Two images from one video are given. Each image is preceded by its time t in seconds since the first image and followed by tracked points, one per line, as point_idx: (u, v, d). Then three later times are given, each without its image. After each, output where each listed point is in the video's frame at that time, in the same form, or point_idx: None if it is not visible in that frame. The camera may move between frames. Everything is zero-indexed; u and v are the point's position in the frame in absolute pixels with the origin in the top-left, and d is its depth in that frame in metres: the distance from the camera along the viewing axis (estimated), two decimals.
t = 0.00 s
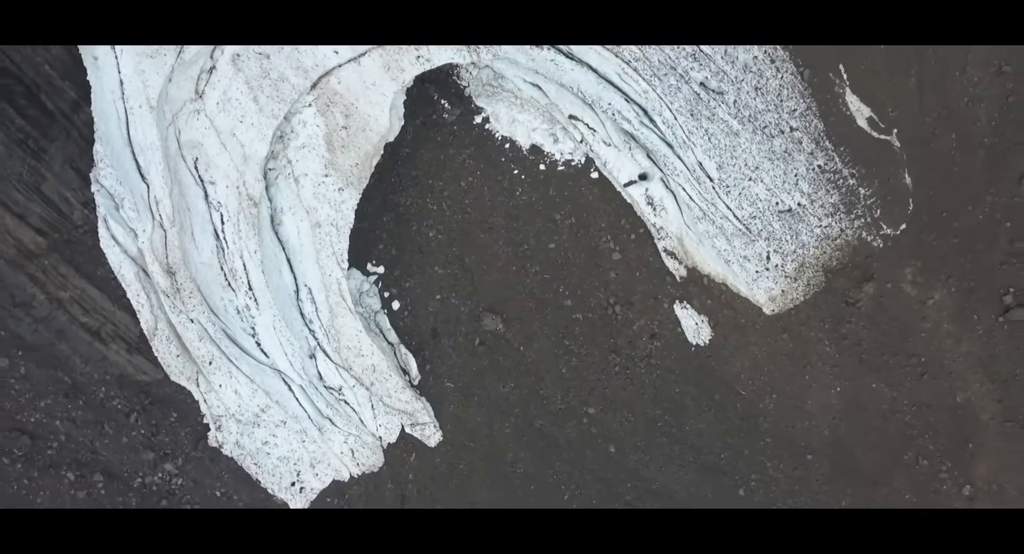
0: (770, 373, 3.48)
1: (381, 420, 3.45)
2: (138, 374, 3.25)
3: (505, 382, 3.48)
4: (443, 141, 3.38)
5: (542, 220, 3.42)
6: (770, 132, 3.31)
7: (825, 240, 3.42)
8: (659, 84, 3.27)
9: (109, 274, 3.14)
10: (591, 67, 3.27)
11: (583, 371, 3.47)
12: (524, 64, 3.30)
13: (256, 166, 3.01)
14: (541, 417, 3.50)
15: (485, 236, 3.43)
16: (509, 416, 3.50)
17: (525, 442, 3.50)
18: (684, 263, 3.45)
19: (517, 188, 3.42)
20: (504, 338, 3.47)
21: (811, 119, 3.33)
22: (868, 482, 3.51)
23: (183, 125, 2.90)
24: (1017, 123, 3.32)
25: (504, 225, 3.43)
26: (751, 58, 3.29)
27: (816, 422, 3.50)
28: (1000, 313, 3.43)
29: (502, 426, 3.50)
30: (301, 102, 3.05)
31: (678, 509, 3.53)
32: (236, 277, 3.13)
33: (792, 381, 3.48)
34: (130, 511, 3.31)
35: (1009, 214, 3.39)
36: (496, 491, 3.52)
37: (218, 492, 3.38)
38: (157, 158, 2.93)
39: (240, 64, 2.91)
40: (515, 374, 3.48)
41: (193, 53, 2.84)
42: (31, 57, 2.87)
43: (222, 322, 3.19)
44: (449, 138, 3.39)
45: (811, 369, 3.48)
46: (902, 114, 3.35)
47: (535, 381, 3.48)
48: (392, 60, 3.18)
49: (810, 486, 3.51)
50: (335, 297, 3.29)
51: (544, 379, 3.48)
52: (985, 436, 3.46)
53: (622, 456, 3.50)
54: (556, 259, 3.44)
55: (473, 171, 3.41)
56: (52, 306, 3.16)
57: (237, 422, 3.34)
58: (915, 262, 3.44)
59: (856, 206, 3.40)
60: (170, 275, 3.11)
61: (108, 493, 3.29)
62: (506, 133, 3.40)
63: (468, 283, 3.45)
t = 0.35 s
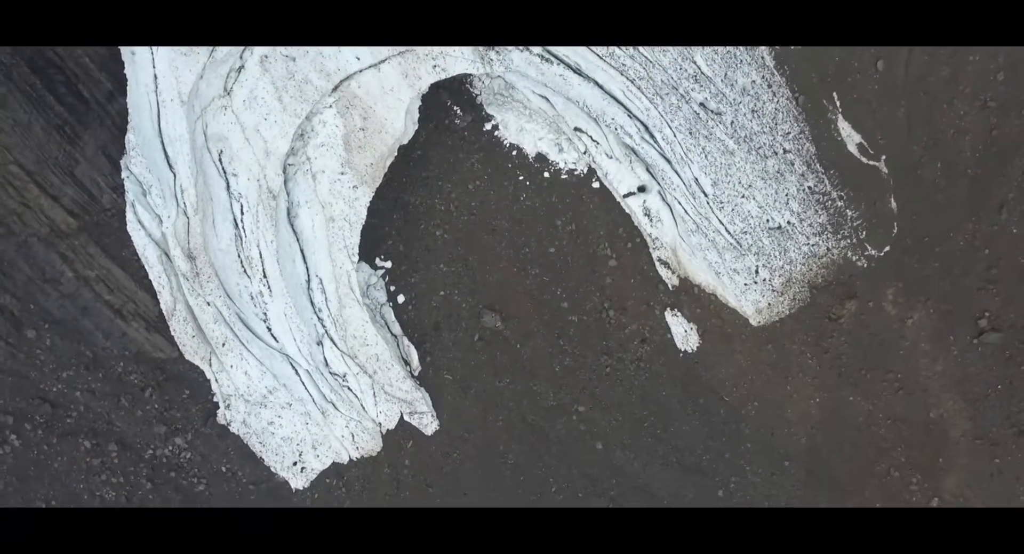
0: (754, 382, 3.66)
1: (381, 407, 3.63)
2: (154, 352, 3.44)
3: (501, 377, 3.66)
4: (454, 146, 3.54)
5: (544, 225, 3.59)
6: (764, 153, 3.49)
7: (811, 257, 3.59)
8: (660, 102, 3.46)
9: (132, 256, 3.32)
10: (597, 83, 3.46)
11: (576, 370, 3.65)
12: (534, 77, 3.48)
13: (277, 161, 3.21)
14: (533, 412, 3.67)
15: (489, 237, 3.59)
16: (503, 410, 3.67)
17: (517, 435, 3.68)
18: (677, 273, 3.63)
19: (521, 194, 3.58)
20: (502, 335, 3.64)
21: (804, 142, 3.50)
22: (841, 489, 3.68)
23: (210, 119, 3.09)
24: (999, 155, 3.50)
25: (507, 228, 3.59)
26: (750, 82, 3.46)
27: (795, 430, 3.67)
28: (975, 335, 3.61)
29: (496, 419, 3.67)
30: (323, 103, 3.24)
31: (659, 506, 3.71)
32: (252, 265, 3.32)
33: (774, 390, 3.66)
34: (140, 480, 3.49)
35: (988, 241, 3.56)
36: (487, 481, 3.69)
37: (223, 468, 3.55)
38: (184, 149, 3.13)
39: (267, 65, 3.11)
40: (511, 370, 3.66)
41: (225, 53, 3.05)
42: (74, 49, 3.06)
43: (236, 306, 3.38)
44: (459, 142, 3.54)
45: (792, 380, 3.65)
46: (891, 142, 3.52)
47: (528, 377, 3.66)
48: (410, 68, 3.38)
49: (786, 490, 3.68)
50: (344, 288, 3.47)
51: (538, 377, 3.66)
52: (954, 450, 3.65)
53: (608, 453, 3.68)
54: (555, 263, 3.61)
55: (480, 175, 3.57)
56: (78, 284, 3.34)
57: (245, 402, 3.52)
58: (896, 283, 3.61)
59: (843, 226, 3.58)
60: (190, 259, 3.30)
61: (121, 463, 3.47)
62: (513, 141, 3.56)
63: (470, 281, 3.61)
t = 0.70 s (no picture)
0: (740, 386, 3.83)
1: (384, 396, 3.81)
2: (172, 334, 3.62)
3: (499, 372, 3.84)
4: (463, 150, 3.72)
5: (547, 229, 3.76)
6: (758, 170, 3.67)
7: (799, 270, 3.77)
8: (661, 118, 3.63)
9: (155, 242, 3.51)
10: (602, 96, 3.63)
11: (571, 368, 3.83)
12: (544, 88, 3.65)
13: (296, 159, 3.41)
14: (528, 406, 3.85)
15: (493, 238, 3.77)
16: (500, 403, 3.85)
17: (512, 428, 3.86)
18: (671, 280, 3.80)
19: (526, 199, 3.76)
20: (502, 332, 3.82)
21: (797, 161, 3.68)
22: (819, 493, 3.86)
23: (235, 117, 3.27)
24: (982, 181, 3.67)
25: (511, 230, 3.77)
26: (747, 102, 3.63)
27: (777, 434, 3.85)
28: (953, 351, 3.78)
29: (492, 412, 3.85)
30: (342, 106, 3.44)
31: (645, 501, 3.89)
32: (268, 256, 3.51)
33: (758, 395, 3.83)
34: (153, 455, 3.68)
35: (968, 262, 3.74)
36: (481, 471, 3.87)
37: (232, 447, 3.73)
38: (209, 144, 3.30)
39: (291, 68, 3.30)
40: (509, 366, 3.83)
41: (252, 55, 3.23)
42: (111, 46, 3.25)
43: (251, 294, 3.56)
44: (469, 147, 3.72)
45: (777, 387, 3.82)
46: (880, 163, 3.70)
47: (525, 373, 3.84)
48: (425, 76, 3.55)
49: (767, 492, 3.86)
50: (354, 281, 3.67)
51: (534, 373, 3.84)
52: (928, 460, 3.83)
53: (598, 449, 3.86)
54: (556, 266, 3.79)
55: (487, 179, 3.75)
56: (103, 267, 3.53)
57: (255, 386, 3.71)
58: (879, 298, 3.79)
59: (831, 242, 3.75)
60: (210, 248, 3.48)
61: (135, 438, 3.65)
62: (520, 148, 3.74)
63: (474, 280, 3.79)
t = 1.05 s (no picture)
0: (725, 396, 4.01)
1: (384, 384, 3.99)
2: (187, 314, 3.80)
3: (496, 368, 4.01)
4: (474, 155, 3.90)
5: (549, 235, 3.94)
6: (754, 190, 3.85)
7: (788, 288, 3.94)
8: (664, 135, 3.82)
9: (176, 225, 3.69)
10: (608, 112, 3.82)
11: (564, 369, 4.00)
12: (553, 101, 3.83)
13: (315, 155, 3.62)
14: (521, 402, 4.03)
15: (497, 241, 3.95)
16: (494, 398, 4.03)
17: (505, 423, 4.03)
18: (664, 290, 3.98)
19: (531, 205, 3.93)
20: (500, 331, 3.99)
21: (791, 184, 3.85)
22: (794, 501, 4.03)
23: (260, 112, 3.50)
24: (967, 213, 3.84)
25: (515, 234, 3.94)
26: (747, 125, 3.81)
27: (757, 444, 4.02)
28: (930, 374, 3.95)
29: (487, 406, 4.03)
30: (361, 108, 3.65)
31: (628, 500, 4.06)
32: (283, 244, 3.71)
33: (742, 405, 4.01)
34: (162, 428, 3.86)
35: (949, 290, 3.91)
36: (473, 461, 4.05)
37: (236, 424, 3.92)
38: (234, 135, 3.50)
39: (316, 69, 3.51)
40: (505, 363, 4.01)
41: (280, 55, 3.43)
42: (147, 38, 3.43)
43: (265, 280, 3.76)
44: (479, 152, 3.89)
45: (760, 398, 4.00)
46: (870, 191, 3.87)
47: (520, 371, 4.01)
48: (442, 83, 3.73)
49: (744, 498, 4.04)
50: (363, 273, 3.87)
51: (529, 371, 4.01)
52: (900, 476, 4.00)
53: (586, 447, 4.04)
54: (555, 271, 3.96)
55: (495, 184, 3.92)
56: (127, 246, 3.71)
57: (262, 367, 3.89)
58: (863, 319, 3.96)
59: (819, 263, 3.92)
60: (228, 234, 3.67)
61: (147, 410, 3.84)
62: (527, 156, 3.91)
63: (476, 279, 3.97)
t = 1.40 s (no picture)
0: (710, 401, 4.18)
1: (385, 374, 4.17)
2: (201, 297, 3.99)
3: (493, 364, 4.19)
4: (482, 159, 4.07)
5: (550, 239, 4.12)
6: (747, 207, 4.03)
7: (776, 302, 4.12)
8: (663, 150, 4.01)
9: (196, 212, 3.88)
10: (612, 125, 4.01)
11: (558, 367, 4.18)
12: (561, 111, 4.01)
13: (331, 152, 3.82)
14: (515, 397, 4.21)
15: (500, 242, 4.12)
16: (490, 393, 4.20)
17: (498, 416, 4.21)
18: (657, 298, 4.16)
19: (534, 210, 4.11)
20: (499, 328, 4.17)
21: (783, 203, 4.03)
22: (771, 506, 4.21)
23: (281, 109, 3.70)
24: (950, 238, 4.02)
25: (517, 236, 4.12)
26: (744, 144, 3.99)
27: (739, 449, 4.20)
28: (908, 390, 4.12)
29: (482, 400, 4.21)
30: (377, 110, 3.85)
31: (613, 496, 4.24)
32: (296, 235, 3.91)
33: (726, 411, 4.19)
34: (172, 404, 4.04)
35: (930, 311, 4.08)
36: (466, 452, 4.23)
37: (242, 405, 4.09)
38: (256, 130, 3.72)
39: (336, 71, 3.71)
40: (502, 359, 4.19)
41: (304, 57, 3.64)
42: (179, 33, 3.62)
43: (277, 268, 3.95)
44: (487, 157, 4.07)
45: (744, 405, 4.18)
46: (859, 212, 4.05)
47: (515, 368, 4.19)
48: (454, 90, 3.93)
49: (724, 500, 4.21)
50: (370, 267, 4.05)
51: (524, 368, 4.19)
52: (874, 487, 4.18)
53: (575, 444, 4.21)
54: (555, 274, 4.14)
55: (500, 188, 4.10)
56: (147, 229, 3.89)
57: (270, 351, 4.07)
58: (846, 335, 4.14)
59: (807, 279, 4.10)
60: (245, 222, 3.88)
61: (158, 386, 4.02)
62: (533, 163, 4.08)
63: (478, 278, 4.15)
